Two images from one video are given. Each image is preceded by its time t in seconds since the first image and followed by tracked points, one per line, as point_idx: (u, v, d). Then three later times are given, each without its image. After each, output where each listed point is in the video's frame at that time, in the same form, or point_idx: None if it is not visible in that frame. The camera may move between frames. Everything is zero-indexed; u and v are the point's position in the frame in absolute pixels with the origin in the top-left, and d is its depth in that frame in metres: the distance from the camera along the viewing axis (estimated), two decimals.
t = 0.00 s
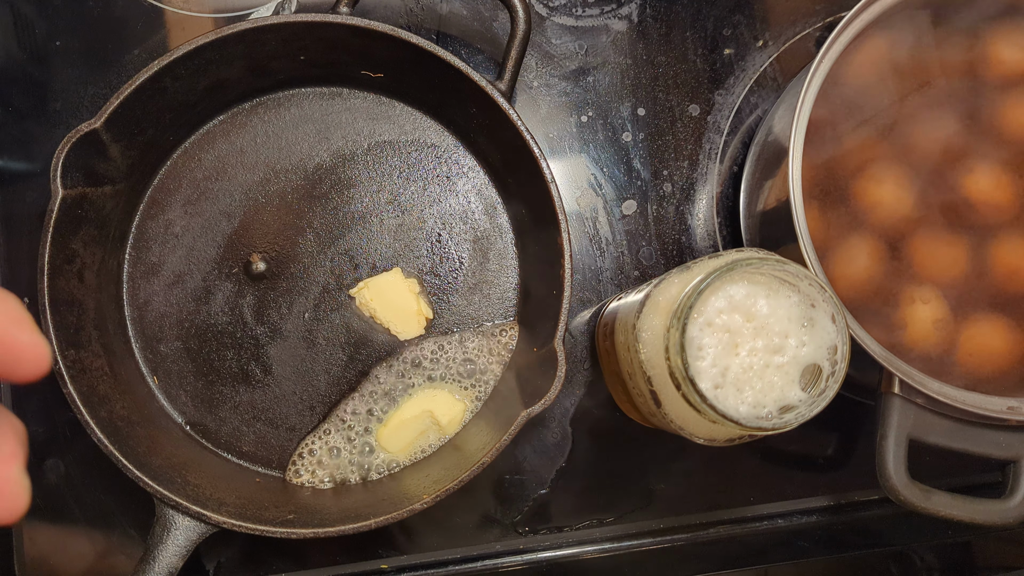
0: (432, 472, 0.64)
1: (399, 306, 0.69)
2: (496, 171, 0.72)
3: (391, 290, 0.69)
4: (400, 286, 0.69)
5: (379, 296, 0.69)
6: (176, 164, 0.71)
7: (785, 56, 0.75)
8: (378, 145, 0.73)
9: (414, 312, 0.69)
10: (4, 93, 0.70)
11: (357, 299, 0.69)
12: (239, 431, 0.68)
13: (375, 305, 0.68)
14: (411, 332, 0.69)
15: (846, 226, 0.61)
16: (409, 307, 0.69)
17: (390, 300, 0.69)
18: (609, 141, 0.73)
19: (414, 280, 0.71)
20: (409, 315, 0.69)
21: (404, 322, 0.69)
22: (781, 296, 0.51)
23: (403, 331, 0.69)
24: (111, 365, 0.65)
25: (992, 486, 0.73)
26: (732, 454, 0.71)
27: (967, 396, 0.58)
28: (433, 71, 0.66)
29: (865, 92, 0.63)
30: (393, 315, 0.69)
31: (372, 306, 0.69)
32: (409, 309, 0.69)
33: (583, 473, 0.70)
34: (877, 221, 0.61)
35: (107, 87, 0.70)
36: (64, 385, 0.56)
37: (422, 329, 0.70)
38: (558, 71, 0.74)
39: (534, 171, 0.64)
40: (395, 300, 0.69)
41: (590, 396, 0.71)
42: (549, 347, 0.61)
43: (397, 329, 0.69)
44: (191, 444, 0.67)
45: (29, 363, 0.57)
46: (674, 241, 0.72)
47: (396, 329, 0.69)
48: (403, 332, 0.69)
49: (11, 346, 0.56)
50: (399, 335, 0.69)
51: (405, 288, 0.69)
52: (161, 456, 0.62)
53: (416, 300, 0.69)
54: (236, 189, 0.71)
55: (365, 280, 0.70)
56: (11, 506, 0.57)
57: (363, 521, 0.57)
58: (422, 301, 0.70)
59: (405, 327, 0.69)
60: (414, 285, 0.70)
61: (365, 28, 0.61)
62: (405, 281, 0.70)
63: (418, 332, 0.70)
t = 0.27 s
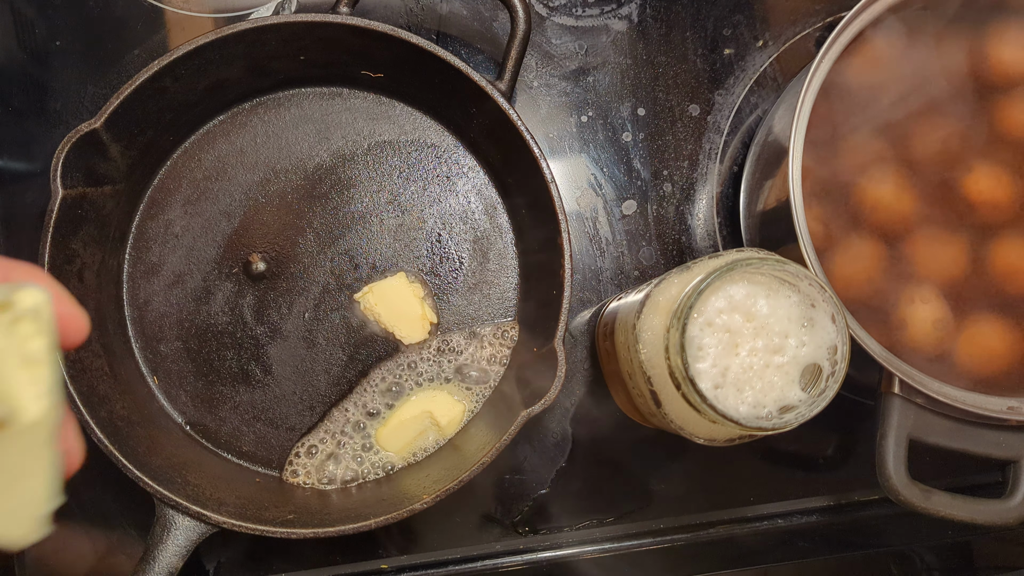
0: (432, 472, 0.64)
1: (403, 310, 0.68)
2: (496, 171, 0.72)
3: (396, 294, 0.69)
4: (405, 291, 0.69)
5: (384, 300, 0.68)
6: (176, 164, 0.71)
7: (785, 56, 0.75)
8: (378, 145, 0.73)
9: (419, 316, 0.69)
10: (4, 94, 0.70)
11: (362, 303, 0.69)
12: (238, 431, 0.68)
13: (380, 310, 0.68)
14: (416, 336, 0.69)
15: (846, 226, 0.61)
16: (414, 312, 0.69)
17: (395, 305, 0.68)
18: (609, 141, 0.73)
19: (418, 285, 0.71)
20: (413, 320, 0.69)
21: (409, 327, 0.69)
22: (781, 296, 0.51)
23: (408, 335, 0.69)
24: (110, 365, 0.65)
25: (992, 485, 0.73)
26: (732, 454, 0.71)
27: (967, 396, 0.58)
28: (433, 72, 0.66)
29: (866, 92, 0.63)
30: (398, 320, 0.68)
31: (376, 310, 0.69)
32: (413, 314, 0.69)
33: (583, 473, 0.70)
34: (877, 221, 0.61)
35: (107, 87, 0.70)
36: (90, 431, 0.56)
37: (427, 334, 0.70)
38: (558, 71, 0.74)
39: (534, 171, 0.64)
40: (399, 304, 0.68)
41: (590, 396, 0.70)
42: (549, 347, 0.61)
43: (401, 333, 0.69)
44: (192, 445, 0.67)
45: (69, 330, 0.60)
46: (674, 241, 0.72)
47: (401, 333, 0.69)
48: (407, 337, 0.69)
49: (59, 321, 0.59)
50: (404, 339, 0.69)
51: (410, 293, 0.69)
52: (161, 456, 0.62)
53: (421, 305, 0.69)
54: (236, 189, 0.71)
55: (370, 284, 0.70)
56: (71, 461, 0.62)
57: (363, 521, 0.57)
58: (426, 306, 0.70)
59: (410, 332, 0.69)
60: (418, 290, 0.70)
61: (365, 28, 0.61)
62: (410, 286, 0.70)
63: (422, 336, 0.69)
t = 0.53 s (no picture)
0: (432, 472, 0.64)
1: (407, 316, 0.68)
2: (496, 171, 0.72)
3: (400, 299, 0.69)
4: (409, 296, 0.69)
5: (388, 306, 0.69)
6: (176, 164, 0.71)
7: (785, 56, 0.75)
8: (378, 145, 0.73)
9: (423, 322, 0.69)
10: (4, 93, 0.70)
11: (367, 308, 0.69)
12: (238, 432, 0.68)
13: (384, 315, 0.68)
14: (421, 341, 0.69)
15: (846, 226, 0.61)
16: (418, 318, 0.69)
17: (399, 310, 0.68)
18: (609, 141, 0.73)
19: (423, 290, 0.70)
20: (417, 326, 0.69)
21: (413, 332, 0.69)
22: (781, 296, 0.51)
23: (412, 341, 0.69)
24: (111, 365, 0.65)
25: (992, 485, 0.73)
26: (732, 454, 0.71)
27: (967, 396, 0.58)
28: (433, 71, 0.66)
29: (866, 92, 0.63)
30: (402, 325, 0.68)
31: (380, 315, 0.69)
32: (418, 319, 0.69)
33: (583, 473, 0.70)
34: (877, 221, 0.61)
35: (107, 87, 0.70)
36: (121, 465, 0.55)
37: (431, 339, 0.70)
38: (558, 71, 0.74)
39: (534, 171, 0.64)
40: (404, 310, 0.68)
41: (590, 396, 0.71)
42: (549, 347, 0.61)
43: (406, 338, 0.69)
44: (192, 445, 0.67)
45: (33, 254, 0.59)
46: (674, 241, 0.72)
47: (405, 339, 0.69)
48: (412, 342, 0.69)
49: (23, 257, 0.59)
50: (409, 345, 0.69)
51: (414, 298, 0.69)
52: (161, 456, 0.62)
53: (425, 310, 0.69)
54: (236, 189, 0.71)
55: (375, 289, 0.70)
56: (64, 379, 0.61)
57: (363, 521, 0.57)
58: (430, 311, 0.70)
59: (414, 337, 0.69)
60: (423, 295, 0.70)
61: (366, 28, 0.61)
62: (414, 291, 0.70)
63: (426, 341, 0.69)
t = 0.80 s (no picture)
0: (432, 472, 0.64)
1: (412, 321, 0.69)
2: (496, 171, 0.72)
3: (406, 304, 0.69)
4: (413, 301, 0.70)
5: (393, 311, 0.69)
6: (176, 164, 0.71)
7: (785, 56, 0.75)
8: (378, 145, 0.73)
9: (427, 327, 0.69)
10: (4, 94, 0.70)
11: (371, 313, 0.70)
12: (238, 432, 0.68)
13: (388, 319, 0.69)
14: (424, 347, 0.70)
15: (846, 226, 0.61)
16: (422, 323, 0.69)
17: (404, 315, 0.69)
18: (609, 141, 0.73)
19: (428, 296, 0.71)
20: (422, 331, 0.69)
21: (417, 337, 0.69)
22: (781, 296, 0.51)
23: (416, 346, 0.70)
24: (111, 365, 0.65)
25: (992, 485, 0.73)
26: (732, 454, 0.71)
27: (968, 397, 0.59)
28: (433, 71, 0.66)
29: (865, 93, 0.63)
30: (407, 330, 0.69)
31: (385, 320, 0.69)
32: (422, 325, 0.69)
33: (583, 473, 0.70)
34: (877, 221, 0.61)
35: (107, 87, 0.70)
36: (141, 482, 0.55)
37: (435, 345, 0.70)
38: (558, 71, 0.74)
39: (534, 171, 0.64)
40: (408, 315, 0.69)
41: (590, 396, 0.70)
42: (549, 347, 0.61)
43: (409, 343, 0.70)
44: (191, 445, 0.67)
45: None
46: (674, 241, 0.72)
47: (409, 343, 0.70)
48: (415, 347, 0.70)
49: None
50: (411, 350, 0.70)
51: (419, 303, 0.70)
52: (161, 456, 0.62)
53: (429, 315, 0.70)
54: (236, 189, 0.71)
55: (379, 294, 0.70)
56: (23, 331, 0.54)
57: (363, 521, 0.57)
58: (434, 316, 0.70)
59: (417, 342, 0.70)
60: (428, 301, 0.71)
61: (366, 28, 0.61)
62: (419, 296, 0.70)
63: (430, 347, 0.70)
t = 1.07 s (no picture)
0: (432, 472, 0.64)
1: (416, 326, 0.69)
2: (496, 171, 0.72)
3: (410, 310, 0.69)
4: (418, 306, 0.69)
5: (397, 316, 0.69)
6: (176, 164, 0.71)
7: (785, 56, 0.75)
8: (378, 145, 0.73)
9: (431, 332, 0.69)
10: (4, 94, 0.70)
11: (375, 317, 0.69)
12: (238, 432, 0.68)
13: (392, 324, 0.69)
14: (428, 352, 0.69)
15: (846, 226, 0.61)
16: (426, 328, 0.69)
17: (409, 321, 0.69)
18: (609, 141, 0.73)
19: (432, 300, 0.71)
20: (425, 336, 0.69)
21: (420, 342, 0.69)
22: (781, 296, 0.51)
23: (419, 351, 0.69)
24: (110, 365, 0.65)
25: (992, 486, 0.73)
26: (732, 454, 0.71)
27: (967, 396, 0.58)
28: (433, 71, 0.66)
29: (865, 93, 0.63)
30: (410, 335, 0.69)
31: (389, 325, 0.69)
32: (426, 330, 0.69)
33: (583, 473, 0.70)
34: (877, 221, 0.61)
35: (107, 87, 0.70)
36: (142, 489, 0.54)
37: (438, 350, 0.70)
38: (558, 71, 0.74)
39: (534, 171, 0.64)
40: (412, 320, 0.69)
41: (590, 396, 0.70)
42: (549, 347, 0.61)
43: (413, 348, 0.69)
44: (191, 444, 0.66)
45: None
46: (674, 241, 0.72)
47: (412, 348, 0.69)
48: (419, 352, 0.69)
49: None
50: (415, 355, 0.69)
51: (423, 309, 0.69)
52: (161, 456, 0.62)
53: (433, 320, 0.69)
54: (236, 189, 0.71)
55: (383, 299, 0.70)
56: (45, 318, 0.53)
57: (363, 521, 0.57)
58: (438, 321, 0.70)
59: (421, 347, 0.69)
60: (432, 306, 0.70)
61: (366, 28, 0.61)
62: (424, 301, 0.70)
63: (434, 352, 0.70)
